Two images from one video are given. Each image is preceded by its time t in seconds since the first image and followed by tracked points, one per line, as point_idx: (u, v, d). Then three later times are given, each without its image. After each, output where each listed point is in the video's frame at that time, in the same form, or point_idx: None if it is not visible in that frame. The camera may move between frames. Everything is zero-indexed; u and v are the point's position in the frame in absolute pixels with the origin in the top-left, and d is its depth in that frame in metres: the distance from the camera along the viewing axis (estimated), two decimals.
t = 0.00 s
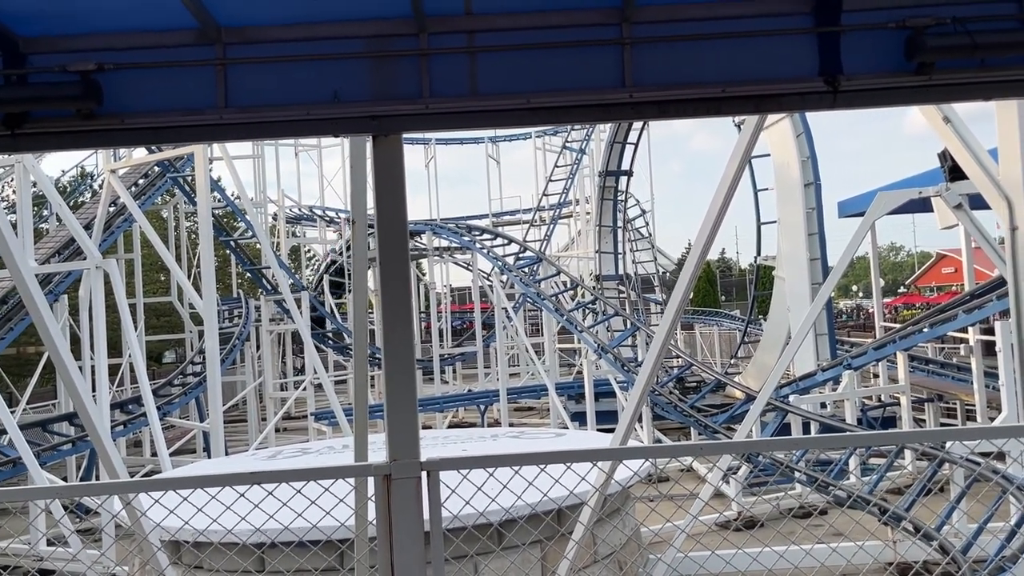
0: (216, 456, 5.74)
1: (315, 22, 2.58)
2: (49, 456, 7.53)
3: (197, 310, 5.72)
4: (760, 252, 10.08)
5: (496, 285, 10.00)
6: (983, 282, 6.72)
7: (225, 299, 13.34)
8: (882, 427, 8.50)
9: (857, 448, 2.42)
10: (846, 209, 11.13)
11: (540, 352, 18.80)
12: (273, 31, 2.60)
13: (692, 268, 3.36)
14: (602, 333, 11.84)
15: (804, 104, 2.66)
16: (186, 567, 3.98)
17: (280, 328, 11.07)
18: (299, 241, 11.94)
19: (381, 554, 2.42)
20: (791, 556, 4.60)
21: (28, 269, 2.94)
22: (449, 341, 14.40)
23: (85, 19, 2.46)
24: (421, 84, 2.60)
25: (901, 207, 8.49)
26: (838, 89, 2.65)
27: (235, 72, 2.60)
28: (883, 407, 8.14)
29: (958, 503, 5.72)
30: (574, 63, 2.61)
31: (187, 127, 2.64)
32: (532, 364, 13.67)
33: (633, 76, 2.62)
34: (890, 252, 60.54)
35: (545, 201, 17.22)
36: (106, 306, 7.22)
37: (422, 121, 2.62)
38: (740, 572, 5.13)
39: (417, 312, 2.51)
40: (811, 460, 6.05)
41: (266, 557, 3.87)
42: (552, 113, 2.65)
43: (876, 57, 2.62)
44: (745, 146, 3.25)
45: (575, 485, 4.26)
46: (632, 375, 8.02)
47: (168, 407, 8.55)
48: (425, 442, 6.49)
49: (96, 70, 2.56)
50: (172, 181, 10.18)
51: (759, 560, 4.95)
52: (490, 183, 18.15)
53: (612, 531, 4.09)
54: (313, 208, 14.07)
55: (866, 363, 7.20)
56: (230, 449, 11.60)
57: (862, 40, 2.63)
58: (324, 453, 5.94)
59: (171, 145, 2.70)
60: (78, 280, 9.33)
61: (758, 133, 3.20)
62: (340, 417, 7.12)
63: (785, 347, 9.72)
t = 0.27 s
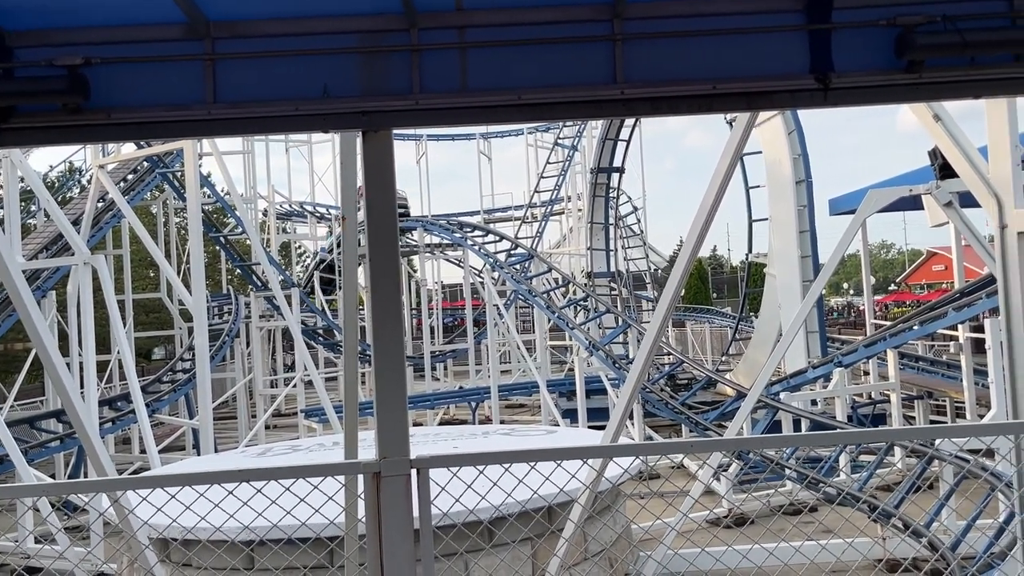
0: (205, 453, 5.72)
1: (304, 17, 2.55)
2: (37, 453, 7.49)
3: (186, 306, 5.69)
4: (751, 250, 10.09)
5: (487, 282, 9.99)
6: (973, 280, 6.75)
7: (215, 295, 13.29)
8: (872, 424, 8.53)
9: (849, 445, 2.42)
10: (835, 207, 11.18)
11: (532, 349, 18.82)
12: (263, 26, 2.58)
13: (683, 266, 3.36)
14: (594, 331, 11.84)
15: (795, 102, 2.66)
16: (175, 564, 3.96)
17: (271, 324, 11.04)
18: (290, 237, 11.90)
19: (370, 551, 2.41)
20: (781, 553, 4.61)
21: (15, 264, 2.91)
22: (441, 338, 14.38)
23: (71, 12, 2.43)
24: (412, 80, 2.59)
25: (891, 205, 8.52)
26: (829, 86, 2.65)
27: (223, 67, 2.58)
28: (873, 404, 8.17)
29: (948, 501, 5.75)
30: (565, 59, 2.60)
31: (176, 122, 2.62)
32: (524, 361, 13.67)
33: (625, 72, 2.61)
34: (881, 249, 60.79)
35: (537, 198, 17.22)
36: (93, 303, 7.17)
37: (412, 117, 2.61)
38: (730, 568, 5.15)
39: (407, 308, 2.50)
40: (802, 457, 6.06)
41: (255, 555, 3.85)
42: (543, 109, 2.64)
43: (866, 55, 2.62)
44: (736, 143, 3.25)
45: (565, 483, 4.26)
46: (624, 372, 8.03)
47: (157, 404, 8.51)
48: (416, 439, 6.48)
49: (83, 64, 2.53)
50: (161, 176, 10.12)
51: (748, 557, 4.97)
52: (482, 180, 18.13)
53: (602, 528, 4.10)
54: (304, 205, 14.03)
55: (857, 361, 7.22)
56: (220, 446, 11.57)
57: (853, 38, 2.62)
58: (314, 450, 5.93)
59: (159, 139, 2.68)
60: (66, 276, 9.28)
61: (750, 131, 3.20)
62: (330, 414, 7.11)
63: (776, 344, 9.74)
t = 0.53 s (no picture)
0: (193, 446, 5.71)
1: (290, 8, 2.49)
2: (23, 446, 7.46)
3: (173, 298, 5.67)
4: (740, 244, 10.13)
5: (476, 275, 9.99)
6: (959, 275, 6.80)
7: (203, 287, 13.24)
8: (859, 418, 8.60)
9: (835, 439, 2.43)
10: (823, 202, 11.22)
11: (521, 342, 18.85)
12: (248, 16, 2.51)
13: (671, 260, 3.36)
14: (583, 324, 11.88)
15: (783, 97, 2.67)
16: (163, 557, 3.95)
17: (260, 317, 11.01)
18: (279, 229, 11.86)
19: (358, 543, 2.42)
20: (767, 546, 4.64)
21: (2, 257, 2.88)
22: (430, 331, 14.40)
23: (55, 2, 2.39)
24: (401, 73, 2.57)
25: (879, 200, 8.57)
26: (817, 81, 2.66)
27: (209, 58, 2.56)
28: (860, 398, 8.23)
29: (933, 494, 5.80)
30: (554, 52, 2.59)
31: (164, 113, 2.61)
32: (513, 354, 13.67)
33: (616, 66, 2.60)
34: (870, 244, 61.15)
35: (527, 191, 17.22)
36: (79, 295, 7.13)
37: (401, 108, 2.61)
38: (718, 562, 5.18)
39: (395, 301, 2.49)
40: (789, 451, 6.10)
41: (243, 548, 3.85)
42: (532, 102, 2.65)
43: (856, 49, 2.62)
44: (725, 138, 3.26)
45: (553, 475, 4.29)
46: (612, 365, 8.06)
47: (145, 396, 8.49)
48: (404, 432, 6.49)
49: (67, 54, 2.50)
50: (148, 168, 10.06)
51: (734, 549, 5.00)
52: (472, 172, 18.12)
53: (590, 521, 4.12)
54: (292, 197, 13.98)
55: (844, 355, 7.27)
56: (209, 439, 11.55)
57: (842, 33, 2.62)
58: (302, 443, 5.93)
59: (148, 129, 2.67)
60: (52, 268, 9.22)
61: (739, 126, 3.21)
62: (317, 407, 7.11)
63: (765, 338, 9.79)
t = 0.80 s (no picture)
0: (179, 433, 5.69)
1: None
2: (8, 432, 7.42)
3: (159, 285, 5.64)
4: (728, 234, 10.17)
5: (465, 264, 9.99)
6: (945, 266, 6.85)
7: (190, 275, 13.19)
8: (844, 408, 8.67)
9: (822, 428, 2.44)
10: (811, 192, 11.28)
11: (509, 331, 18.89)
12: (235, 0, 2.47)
13: (660, 249, 3.37)
14: (571, 314, 11.91)
15: (773, 86, 2.67)
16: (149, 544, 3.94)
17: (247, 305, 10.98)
18: (267, 217, 11.81)
19: (346, 531, 2.42)
20: (752, 533, 4.68)
21: None
22: (419, 319, 14.40)
23: None
24: (390, 58, 2.53)
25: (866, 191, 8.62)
26: (807, 70, 2.66)
27: (197, 42, 2.53)
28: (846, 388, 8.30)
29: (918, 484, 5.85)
30: (545, 39, 2.58)
31: (151, 97, 2.57)
32: (501, 343, 13.70)
33: (606, 53, 2.59)
34: (858, 236, 61.48)
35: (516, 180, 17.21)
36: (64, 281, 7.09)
37: (390, 95, 2.59)
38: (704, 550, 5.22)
39: (383, 288, 2.48)
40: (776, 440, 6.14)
41: (230, 535, 3.85)
42: (522, 90, 2.64)
43: (845, 38, 2.62)
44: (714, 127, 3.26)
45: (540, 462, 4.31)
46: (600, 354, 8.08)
47: (131, 383, 8.46)
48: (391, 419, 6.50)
49: (52, 36, 2.46)
50: (134, 154, 9.99)
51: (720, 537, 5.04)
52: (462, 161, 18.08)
53: (576, 508, 4.14)
54: (279, 184, 13.92)
55: (831, 346, 7.32)
56: (196, 427, 11.54)
57: (832, 23, 2.62)
58: (289, 430, 5.93)
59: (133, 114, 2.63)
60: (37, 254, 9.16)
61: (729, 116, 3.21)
62: (304, 394, 7.10)
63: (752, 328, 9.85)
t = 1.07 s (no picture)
0: (164, 414, 5.68)
1: None
2: None
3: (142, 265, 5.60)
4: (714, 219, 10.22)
5: (451, 247, 9.98)
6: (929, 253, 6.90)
7: (175, 256, 13.11)
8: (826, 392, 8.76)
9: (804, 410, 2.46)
10: (797, 178, 11.33)
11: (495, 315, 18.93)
12: None
13: (646, 233, 3.38)
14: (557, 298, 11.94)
15: (760, 70, 2.67)
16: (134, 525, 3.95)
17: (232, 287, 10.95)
18: (252, 198, 11.74)
19: (331, 511, 2.43)
20: (734, 516, 4.73)
21: None
22: (404, 302, 14.40)
23: None
24: (376, 37, 2.52)
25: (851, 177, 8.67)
26: (794, 55, 2.65)
27: (181, 20, 2.50)
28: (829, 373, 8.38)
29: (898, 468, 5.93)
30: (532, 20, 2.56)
31: (134, 76, 2.54)
32: (487, 327, 13.72)
33: (594, 35, 2.58)
34: (844, 223, 61.83)
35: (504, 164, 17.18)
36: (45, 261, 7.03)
37: (376, 76, 2.57)
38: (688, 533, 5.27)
39: (368, 270, 2.48)
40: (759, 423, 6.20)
41: (215, 516, 3.86)
42: (509, 72, 2.63)
43: (833, 23, 2.62)
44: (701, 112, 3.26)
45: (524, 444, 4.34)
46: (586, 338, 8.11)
47: (114, 364, 8.43)
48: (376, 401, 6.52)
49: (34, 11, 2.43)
50: (117, 133, 9.90)
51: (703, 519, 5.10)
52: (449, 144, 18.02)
53: (560, 490, 4.17)
54: (264, 165, 13.83)
55: (815, 331, 7.37)
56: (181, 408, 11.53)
57: (820, 7, 2.61)
58: (274, 412, 5.93)
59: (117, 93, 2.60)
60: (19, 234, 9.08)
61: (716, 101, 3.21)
62: (289, 376, 7.10)
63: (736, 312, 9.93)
